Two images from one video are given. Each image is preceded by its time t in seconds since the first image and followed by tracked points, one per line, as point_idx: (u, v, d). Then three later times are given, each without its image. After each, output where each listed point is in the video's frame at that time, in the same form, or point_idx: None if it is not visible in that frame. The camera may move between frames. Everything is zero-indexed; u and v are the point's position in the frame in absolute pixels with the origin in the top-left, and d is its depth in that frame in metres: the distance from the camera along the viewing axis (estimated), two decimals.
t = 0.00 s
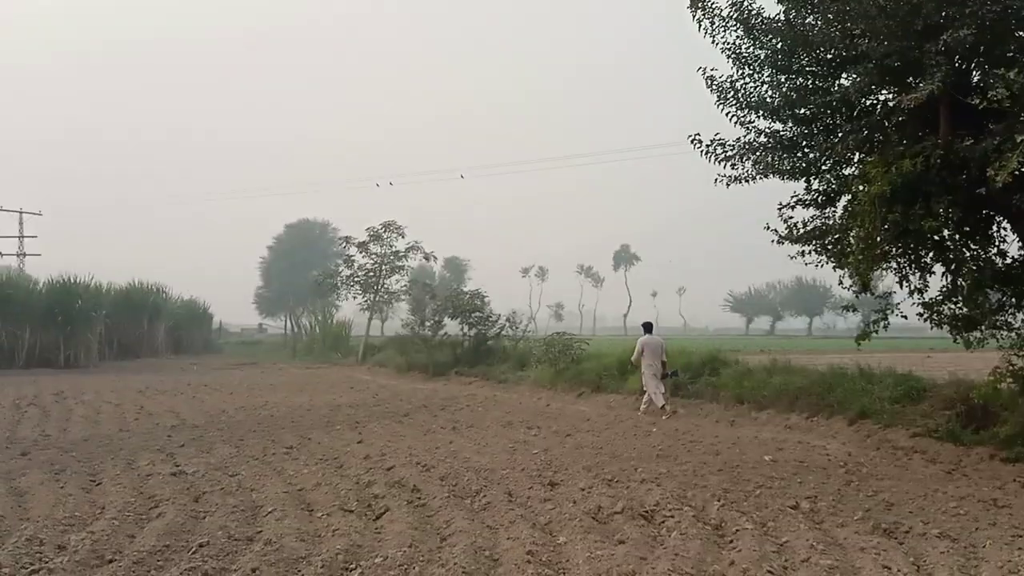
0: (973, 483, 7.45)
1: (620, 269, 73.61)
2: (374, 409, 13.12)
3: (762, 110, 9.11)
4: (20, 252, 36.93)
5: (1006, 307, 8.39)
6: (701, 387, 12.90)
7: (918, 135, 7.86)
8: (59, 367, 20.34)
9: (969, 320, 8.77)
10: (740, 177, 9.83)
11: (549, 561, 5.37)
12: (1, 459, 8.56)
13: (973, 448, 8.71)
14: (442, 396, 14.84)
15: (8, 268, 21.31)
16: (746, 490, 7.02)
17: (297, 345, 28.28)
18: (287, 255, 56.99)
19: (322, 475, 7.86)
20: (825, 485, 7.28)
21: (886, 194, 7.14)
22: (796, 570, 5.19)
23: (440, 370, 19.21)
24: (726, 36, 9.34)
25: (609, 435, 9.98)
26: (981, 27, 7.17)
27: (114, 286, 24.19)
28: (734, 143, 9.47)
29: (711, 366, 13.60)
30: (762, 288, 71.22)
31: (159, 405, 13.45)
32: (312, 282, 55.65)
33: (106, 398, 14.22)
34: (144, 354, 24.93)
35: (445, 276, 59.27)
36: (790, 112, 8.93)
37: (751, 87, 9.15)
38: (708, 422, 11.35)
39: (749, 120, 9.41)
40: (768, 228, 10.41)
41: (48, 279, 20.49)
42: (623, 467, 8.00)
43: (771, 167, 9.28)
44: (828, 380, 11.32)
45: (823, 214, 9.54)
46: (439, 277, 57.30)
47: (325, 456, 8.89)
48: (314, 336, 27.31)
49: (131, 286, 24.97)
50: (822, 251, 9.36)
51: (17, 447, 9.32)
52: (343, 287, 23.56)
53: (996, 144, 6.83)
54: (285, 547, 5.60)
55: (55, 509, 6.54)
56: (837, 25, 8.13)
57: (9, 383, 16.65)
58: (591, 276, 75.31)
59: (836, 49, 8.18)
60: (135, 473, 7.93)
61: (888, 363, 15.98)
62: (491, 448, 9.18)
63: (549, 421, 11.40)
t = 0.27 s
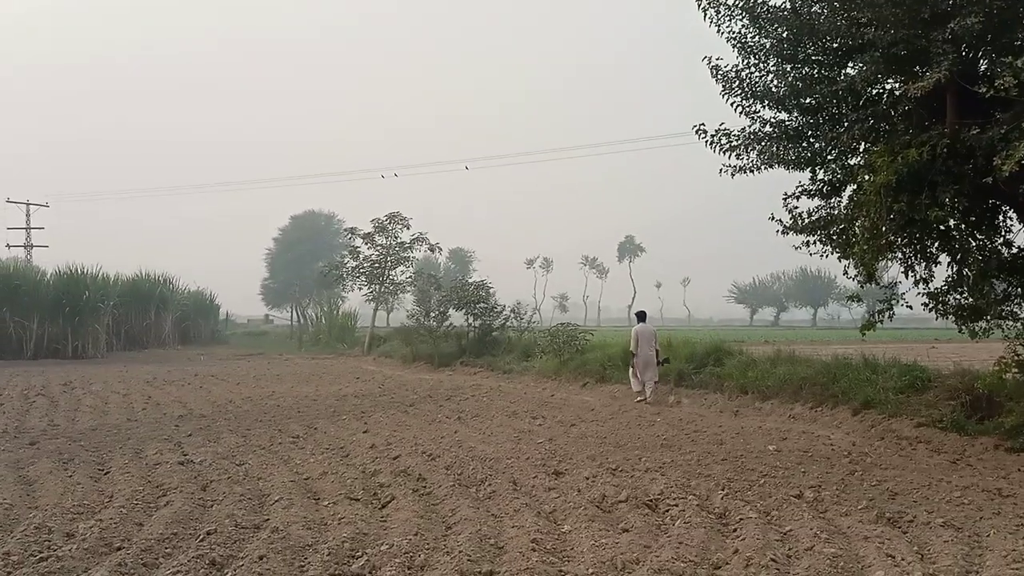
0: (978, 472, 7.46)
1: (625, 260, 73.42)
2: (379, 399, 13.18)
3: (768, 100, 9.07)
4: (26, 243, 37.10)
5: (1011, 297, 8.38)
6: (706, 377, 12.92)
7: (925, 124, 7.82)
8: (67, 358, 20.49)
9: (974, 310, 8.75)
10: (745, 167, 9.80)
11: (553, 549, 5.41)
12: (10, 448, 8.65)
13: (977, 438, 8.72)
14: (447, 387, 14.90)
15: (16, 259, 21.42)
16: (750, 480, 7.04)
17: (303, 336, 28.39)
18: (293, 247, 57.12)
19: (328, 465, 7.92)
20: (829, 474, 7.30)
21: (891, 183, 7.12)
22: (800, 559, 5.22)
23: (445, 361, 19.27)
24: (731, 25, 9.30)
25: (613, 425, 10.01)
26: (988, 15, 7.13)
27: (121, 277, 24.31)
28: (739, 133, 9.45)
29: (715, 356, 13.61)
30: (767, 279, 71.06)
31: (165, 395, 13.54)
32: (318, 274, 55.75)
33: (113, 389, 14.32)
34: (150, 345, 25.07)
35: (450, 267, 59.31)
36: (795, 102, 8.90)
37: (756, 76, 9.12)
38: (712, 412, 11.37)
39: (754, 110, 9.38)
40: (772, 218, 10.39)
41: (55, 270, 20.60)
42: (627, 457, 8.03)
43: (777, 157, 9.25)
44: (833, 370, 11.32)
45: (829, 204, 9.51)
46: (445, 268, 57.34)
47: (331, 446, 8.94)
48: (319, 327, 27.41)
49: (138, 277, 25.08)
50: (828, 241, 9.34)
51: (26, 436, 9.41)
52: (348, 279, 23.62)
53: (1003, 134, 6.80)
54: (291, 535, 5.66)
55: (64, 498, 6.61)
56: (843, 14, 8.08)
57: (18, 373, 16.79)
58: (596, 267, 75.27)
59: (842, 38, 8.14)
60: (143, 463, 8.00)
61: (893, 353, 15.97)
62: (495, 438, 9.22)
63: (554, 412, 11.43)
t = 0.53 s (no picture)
0: (985, 467, 7.43)
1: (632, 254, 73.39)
2: (386, 393, 13.22)
3: (774, 93, 9.03)
4: (34, 238, 37.25)
5: (1019, 291, 8.32)
6: (712, 371, 12.90)
7: (932, 117, 7.78)
8: (75, 352, 20.58)
9: (981, 304, 8.71)
10: (751, 161, 9.76)
11: (558, 544, 5.42)
12: (19, 442, 8.70)
13: (984, 433, 8.69)
14: (452, 381, 14.92)
15: (24, 254, 21.52)
16: (755, 474, 7.03)
17: (309, 330, 28.46)
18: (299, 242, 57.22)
19: (334, 458, 7.94)
20: (835, 469, 7.29)
21: (899, 177, 7.07)
22: (806, 553, 5.21)
23: (451, 355, 19.30)
24: (737, 17, 9.25)
25: (619, 419, 10.01)
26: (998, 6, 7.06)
27: (128, 271, 24.40)
28: (745, 126, 9.41)
29: (721, 350, 13.58)
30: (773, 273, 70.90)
31: (172, 389, 13.62)
32: (324, 268, 55.83)
33: (121, 383, 14.39)
34: (157, 339, 25.17)
35: (456, 261, 59.33)
36: (801, 95, 8.86)
37: (763, 69, 9.07)
38: (718, 406, 11.35)
39: (760, 103, 9.33)
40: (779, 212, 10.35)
41: (62, 264, 20.69)
42: (633, 451, 8.02)
43: (783, 150, 9.21)
44: (839, 364, 11.29)
45: (835, 198, 9.47)
46: (450, 262, 57.37)
47: (337, 440, 8.97)
48: (325, 321, 27.46)
49: (145, 272, 25.16)
50: (834, 235, 9.31)
51: (34, 430, 9.47)
52: (353, 273, 23.66)
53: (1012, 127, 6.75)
54: (297, 529, 5.67)
55: (72, 491, 6.64)
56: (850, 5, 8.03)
57: (26, 367, 16.88)
58: (601, 261, 75.34)
59: (849, 30, 8.09)
60: (150, 456, 8.04)
61: (900, 348, 15.92)
62: (501, 432, 9.23)
63: (559, 406, 11.44)
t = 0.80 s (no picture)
0: (993, 466, 7.40)
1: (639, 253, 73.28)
2: (392, 391, 13.24)
3: (781, 91, 9.00)
4: (42, 237, 37.43)
5: None
6: (719, 370, 12.87)
7: (940, 115, 7.74)
8: (83, 350, 20.69)
9: (990, 303, 8.67)
10: (757, 160, 9.74)
11: (565, 542, 5.42)
12: (27, 440, 8.76)
13: (993, 432, 8.65)
14: (458, 379, 14.93)
15: (32, 252, 21.63)
16: (762, 473, 7.02)
17: (315, 328, 28.53)
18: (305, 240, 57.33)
19: (341, 457, 7.96)
20: (842, 468, 7.27)
21: (907, 175, 7.04)
22: (814, 552, 5.20)
23: (457, 354, 19.33)
24: (744, 15, 9.23)
25: (625, 418, 10.00)
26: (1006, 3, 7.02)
27: (135, 270, 24.51)
28: (751, 124, 9.39)
29: (728, 349, 13.54)
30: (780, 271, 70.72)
31: (180, 387, 13.68)
32: (330, 266, 55.97)
33: (128, 381, 14.46)
34: (165, 338, 25.28)
35: (462, 259, 59.37)
36: (808, 92, 8.82)
37: (770, 67, 9.04)
38: (725, 405, 11.33)
39: (767, 101, 9.30)
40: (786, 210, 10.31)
41: (70, 263, 20.79)
42: (639, 450, 8.02)
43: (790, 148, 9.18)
44: (847, 363, 11.25)
45: (843, 196, 9.44)
46: (456, 260, 57.42)
47: (344, 438, 9.00)
48: (331, 319, 27.53)
49: (152, 270, 25.27)
50: (841, 233, 9.28)
51: (42, 428, 9.53)
52: (360, 272, 23.69)
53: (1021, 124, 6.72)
54: (305, 527, 5.69)
55: (80, 489, 6.68)
56: (858, 3, 8.00)
57: (34, 366, 16.97)
58: (607, 260, 75.31)
59: (857, 28, 8.05)
60: (158, 455, 8.08)
61: (908, 346, 15.85)
62: (508, 430, 9.24)
63: (565, 404, 11.43)
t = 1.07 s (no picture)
0: (1009, 468, 7.33)
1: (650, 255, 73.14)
2: (403, 394, 13.28)
3: (792, 92, 8.97)
4: (56, 242, 37.80)
5: None
6: (730, 372, 12.82)
7: (952, 115, 7.70)
8: (96, 354, 20.87)
9: (1004, 303, 8.60)
10: (768, 161, 9.71)
11: (577, 545, 5.42)
12: (42, 443, 8.85)
13: (1008, 434, 8.57)
14: (469, 382, 14.95)
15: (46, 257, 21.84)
16: (775, 475, 6.99)
17: (326, 331, 28.65)
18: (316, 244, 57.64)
19: (352, 460, 7.99)
20: (856, 470, 7.23)
21: (919, 175, 6.99)
22: (828, 555, 5.17)
23: (467, 356, 19.36)
24: (754, 16, 9.21)
25: (637, 420, 9.98)
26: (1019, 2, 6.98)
27: (148, 274, 24.70)
28: (762, 125, 9.37)
29: (739, 350, 13.50)
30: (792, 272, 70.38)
31: (192, 391, 13.78)
32: (341, 269, 56.27)
33: (141, 385, 14.58)
34: (177, 341, 25.46)
35: (472, 262, 59.47)
36: (819, 93, 8.79)
37: (780, 68, 9.02)
38: (737, 407, 11.29)
39: (778, 102, 9.28)
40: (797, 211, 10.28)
41: (84, 267, 20.98)
42: (651, 452, 8.00)
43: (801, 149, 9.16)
44: (860, 364, 11.19)
45: (855, 196, 9.40)
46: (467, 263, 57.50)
47: (355, 441, 9.04)
48: (343, 322, 27.63)
49: (165, 275, 25.47)
50: (853, 234, 9.23)
51: (57, 432, 9.62)
52: (371, 275, 23.78)
53: None
54: (317, 530, 5.72)
55: (95, 493, 6.74)
56: (869, 3, 7.97)
57: (48, 370, 17.14)
58: (618, 262, 75.24)
59: (868, 28, 8.02)
60: (171, 458, 8.14)
61: (921, 347, 15.74)
62: (519, 433, 9.24)
63: (576, 407, 11.42)
